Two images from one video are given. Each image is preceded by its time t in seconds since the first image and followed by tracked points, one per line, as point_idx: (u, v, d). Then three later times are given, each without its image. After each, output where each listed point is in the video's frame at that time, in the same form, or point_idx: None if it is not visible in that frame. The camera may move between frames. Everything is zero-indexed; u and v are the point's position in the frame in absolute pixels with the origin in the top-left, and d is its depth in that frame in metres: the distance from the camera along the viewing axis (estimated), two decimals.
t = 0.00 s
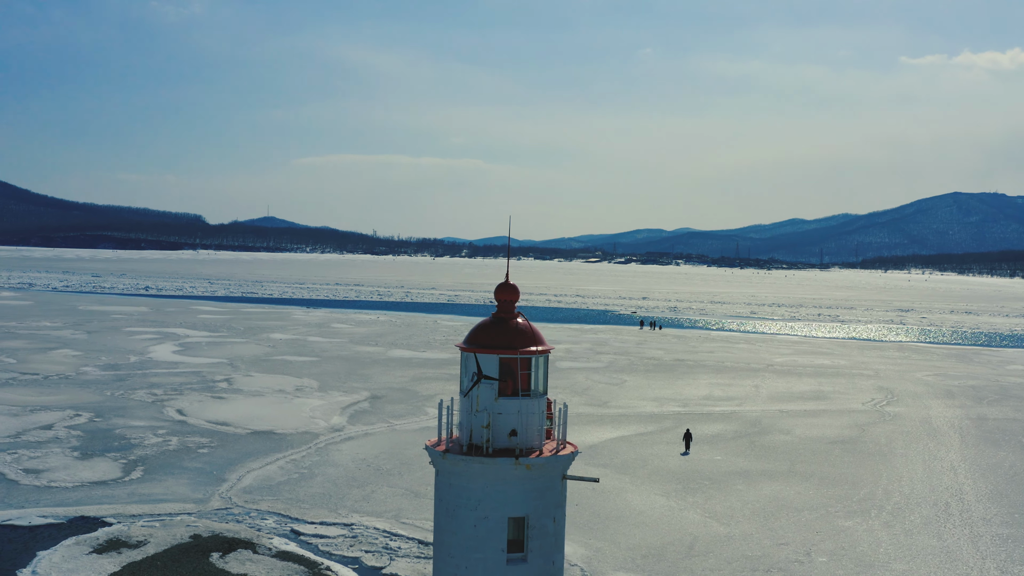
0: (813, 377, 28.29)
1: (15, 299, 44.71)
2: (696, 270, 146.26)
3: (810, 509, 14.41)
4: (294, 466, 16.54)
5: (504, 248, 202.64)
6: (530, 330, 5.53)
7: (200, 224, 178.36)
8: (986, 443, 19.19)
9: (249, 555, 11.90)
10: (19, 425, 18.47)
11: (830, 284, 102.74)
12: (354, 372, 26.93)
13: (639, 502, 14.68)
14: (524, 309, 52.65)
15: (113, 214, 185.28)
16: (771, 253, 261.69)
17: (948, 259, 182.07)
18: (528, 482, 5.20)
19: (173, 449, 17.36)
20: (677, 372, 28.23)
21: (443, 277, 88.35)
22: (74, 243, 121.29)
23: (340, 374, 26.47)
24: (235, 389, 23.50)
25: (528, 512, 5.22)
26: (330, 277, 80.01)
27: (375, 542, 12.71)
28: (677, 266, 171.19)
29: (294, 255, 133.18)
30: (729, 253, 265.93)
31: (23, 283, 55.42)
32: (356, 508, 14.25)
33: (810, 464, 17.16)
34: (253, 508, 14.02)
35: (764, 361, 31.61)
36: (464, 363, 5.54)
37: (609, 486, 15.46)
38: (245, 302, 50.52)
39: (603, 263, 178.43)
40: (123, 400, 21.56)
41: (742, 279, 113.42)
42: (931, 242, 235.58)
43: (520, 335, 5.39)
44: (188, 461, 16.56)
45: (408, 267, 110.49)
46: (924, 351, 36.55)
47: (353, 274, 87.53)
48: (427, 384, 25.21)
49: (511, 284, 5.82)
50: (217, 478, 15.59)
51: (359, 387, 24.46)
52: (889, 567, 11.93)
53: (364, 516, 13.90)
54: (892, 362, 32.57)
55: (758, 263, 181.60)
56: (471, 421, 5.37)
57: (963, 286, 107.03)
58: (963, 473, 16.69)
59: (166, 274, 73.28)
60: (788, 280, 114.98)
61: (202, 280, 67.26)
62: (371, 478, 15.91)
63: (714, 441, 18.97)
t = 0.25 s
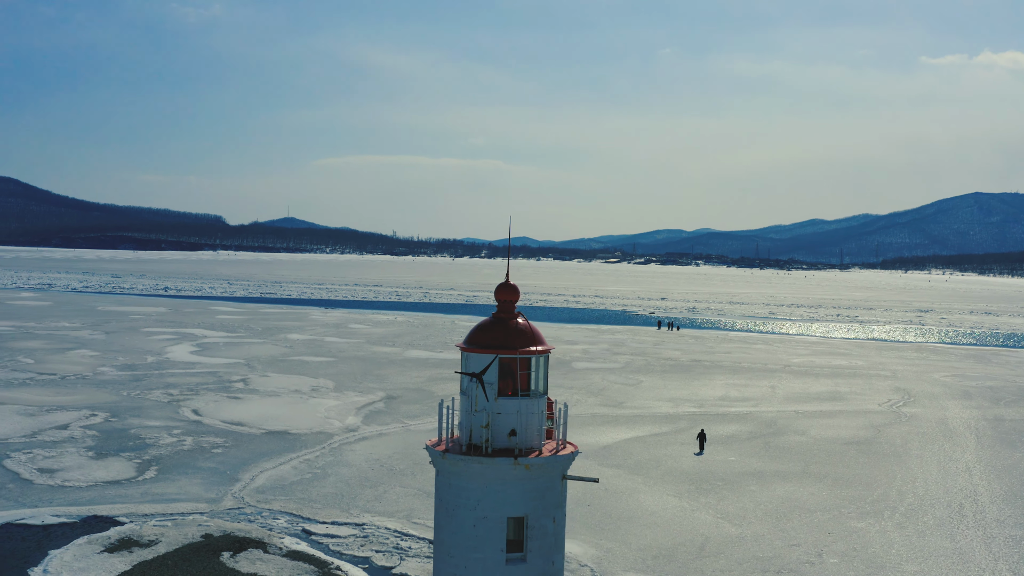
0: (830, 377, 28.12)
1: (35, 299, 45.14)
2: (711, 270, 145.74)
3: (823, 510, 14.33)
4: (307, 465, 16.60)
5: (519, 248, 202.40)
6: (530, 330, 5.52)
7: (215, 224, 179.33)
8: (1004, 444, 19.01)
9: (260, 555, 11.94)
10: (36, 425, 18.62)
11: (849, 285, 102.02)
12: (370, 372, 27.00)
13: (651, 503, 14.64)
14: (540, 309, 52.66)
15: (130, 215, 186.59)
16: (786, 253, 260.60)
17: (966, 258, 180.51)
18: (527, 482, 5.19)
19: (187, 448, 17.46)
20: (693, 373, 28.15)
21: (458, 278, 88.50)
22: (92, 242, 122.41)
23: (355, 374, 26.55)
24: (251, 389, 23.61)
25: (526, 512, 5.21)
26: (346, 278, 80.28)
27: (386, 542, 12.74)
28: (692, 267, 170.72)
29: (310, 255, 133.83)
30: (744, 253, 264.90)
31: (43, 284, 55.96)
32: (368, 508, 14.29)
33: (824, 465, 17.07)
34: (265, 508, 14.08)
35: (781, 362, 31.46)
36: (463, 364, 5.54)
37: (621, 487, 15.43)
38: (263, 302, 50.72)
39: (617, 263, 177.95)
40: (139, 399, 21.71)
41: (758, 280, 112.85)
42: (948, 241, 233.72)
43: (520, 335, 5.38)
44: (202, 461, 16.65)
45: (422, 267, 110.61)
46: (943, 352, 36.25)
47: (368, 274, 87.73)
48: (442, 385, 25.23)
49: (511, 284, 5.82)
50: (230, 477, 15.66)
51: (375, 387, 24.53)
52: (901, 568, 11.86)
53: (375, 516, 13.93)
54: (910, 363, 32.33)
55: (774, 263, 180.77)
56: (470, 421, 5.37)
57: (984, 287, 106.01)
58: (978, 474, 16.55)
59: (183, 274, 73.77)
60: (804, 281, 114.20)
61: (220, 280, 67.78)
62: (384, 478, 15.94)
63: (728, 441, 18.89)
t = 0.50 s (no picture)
0: (845, 378, 27.97)
1: (55, 300, 45.61)
2: (727, 270, 145.23)
3: (834, 511, 14.27)
4: (320, 466, 16.67)
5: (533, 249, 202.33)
6: (529, 330, 5.53)
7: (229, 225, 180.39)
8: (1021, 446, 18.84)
9: (269, 554, 12.00)
10: (51, 425, 18.79)
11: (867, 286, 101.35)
12: (384, 372, 27.08)
13: (663, 504, 14.61)
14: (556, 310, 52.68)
15: (145, 215, 188.17)
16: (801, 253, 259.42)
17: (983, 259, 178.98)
18: (525, 482, 5.20)
19: (201, 449, 17.57)
20: (708, 374, 28.08)
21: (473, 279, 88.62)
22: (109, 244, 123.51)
23: (370, 375, 26.65)
24: (266, 390, 23.72)
25: (524, 512, 5.21)
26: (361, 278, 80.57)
27: (396, 542, 12.77)
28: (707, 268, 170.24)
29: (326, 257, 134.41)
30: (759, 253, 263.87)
31: (62, 284, 56.54)
32: (379, 509, 14.33)
33: (837, 466, 17.00)
34: (276, 508, 14.14)
35: (797, 363, 31.32)
36: (463, 364, 5.55)
37: (633, 488, 15.41)
38: (280, 303, 50.98)
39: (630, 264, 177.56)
40: (155, 400, 21.87)
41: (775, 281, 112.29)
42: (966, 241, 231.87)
43: (518, 335, 5.39)
44: (215, 461, 16.74)
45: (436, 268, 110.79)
46: (961, 353, 35.97)
47: (382, 275, 87.96)
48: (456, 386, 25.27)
49: (511, 284, 5.83)
50: (243, 477, 15.74)
51: (389, 388, 24.60)
52: (911, 570, 11.78)
53: (386, 516, 13.97)
54: (927, 364, 32.09)
55: (789, 264, 179.93)
56: (469, 420, 5.39)
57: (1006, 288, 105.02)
58: (993, 476, 16.42)
59: (199, 275, 74.25)
60: (820, 281, 113.46)
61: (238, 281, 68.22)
62: (396, 478, 15.98)
63: (742, 442, 18.83)
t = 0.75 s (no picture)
0: (862, 379, 27.77)
1: (75, 300, 46.06)
2: (742, 271, 144.57)
3: (848, 512, 14.17)
4: (333, 465, 16.73)
5: (548, 249, 202.08)
6: (530, 330, 5.52)
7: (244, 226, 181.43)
8: None
9: (280, 554, 12.04)
10: (67, 425, 18.93)
11: (888, 287, 100.57)
12: (400, 372, 27.15)
13: (676, 504, 14.56)
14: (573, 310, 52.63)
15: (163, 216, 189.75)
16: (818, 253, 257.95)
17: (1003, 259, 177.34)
18: (524, 482, 5.19)
19: (216, 448, 17.66)
20: (724, 375, 27.97)
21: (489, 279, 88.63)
22: (127, 244, 124.59)
23: (386, 375, 26.73)
24: (282, 390, 23.82)
25: (524, 512, 5.21)
26: (377, 279, 80.81)
27: (407, 542, 12.78)
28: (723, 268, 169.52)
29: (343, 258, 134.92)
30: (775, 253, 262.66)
31: (81, 285, 57.07)
32: (392, 508, 14.36)
33: (852, 466, 16.91)
34: (289, 507, 14.20)
35: (815, 364, 31.13)
36: (463, 364, 5.54)
37: (646, 488, 15.37)
38: (297, 303, 51.19)
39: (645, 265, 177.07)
40: (172, 399, 22.02)
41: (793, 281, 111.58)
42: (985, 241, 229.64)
43: (519, 335, 5.37)
44: (229, 461, 16.82)
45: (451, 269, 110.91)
46: (981, 354, 35.62)
47: (397, 275, 88.18)
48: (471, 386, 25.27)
49: (512, 284, 5.82)
50: (257, 477, 15.82)
51: (405, 388, 24.65)
52: (924, 571, 11.70)
53: (398, 516, 13.99)
54: (945, 365, 31.79)
55: (805, 265, 178.96)
56: (469, 420, 5.38)
57: None
58: (1010, 477, 16.26)
59: (216, 275, 74.71)
60: (838, 282, 112.65)
61: (255, 281, 68.58)
62: (409, 478, 16.01)
63: (756, 443, 18.75)
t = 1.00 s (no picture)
0: (879, 380, 27.57)
1: (94, 301, 46.52)
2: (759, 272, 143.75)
3: (860, 514, 14.08)
4: (346, 465, 16.79)
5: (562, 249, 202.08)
6: (530, 330, 5.51)
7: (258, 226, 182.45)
8: None
9: (290, 554, 12.09)
10: (83, 424, 19.09)
11: (908, 288, 99.58)
12: (415, 373, 27.21)
13: (687, 505, 14.52)
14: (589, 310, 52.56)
15: (179, 216, 191.19)
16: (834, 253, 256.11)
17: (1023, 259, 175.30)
18: (523, 483, 5.18)
19: (230, 448, 17.76)
20: (740, 375, 27.85)
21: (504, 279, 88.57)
22: (145, 245, 125.72)
23: (401, 375, 26.79)
24: (298, 390, 23.92)
25: (523, 512, 5.20)
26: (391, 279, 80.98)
27: (417, 542, 12.80)
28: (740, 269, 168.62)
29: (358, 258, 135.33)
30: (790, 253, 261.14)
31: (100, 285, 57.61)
32: (403, 509, 14.37)
33: (866, 468, 16.80)
34: (300, 507, 14.25)
35: (832, 365, 30.92)
36: (463, 365, 5.55)
37: (658, 489, 15.32)
38: (313, 304, 51.45)
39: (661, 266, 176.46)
40: (188, 399, 22.17)
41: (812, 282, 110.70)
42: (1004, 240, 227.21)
43: (518, 335, 5.37)
44: (242, 461, 16.89)
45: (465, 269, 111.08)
46: (1000, 355, 35.25)
47: (411, 275, 88.43)
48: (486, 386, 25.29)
49: (512, 285, 5.82)
50: (269, 477, 15.89)
51: (420, 389, 24.70)
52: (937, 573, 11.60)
53: (409, 516, 14.01)
54: (964, 366, 31.49)
55: (822, 265, 177.76)
56: (468, 420, 5.39)
57: None
58: None
59: (233, 275, 75.23)
60: (855, 282, 111.90)
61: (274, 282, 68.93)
62: (422, 479, 16.02)
63: (771, 444, 18.66)
